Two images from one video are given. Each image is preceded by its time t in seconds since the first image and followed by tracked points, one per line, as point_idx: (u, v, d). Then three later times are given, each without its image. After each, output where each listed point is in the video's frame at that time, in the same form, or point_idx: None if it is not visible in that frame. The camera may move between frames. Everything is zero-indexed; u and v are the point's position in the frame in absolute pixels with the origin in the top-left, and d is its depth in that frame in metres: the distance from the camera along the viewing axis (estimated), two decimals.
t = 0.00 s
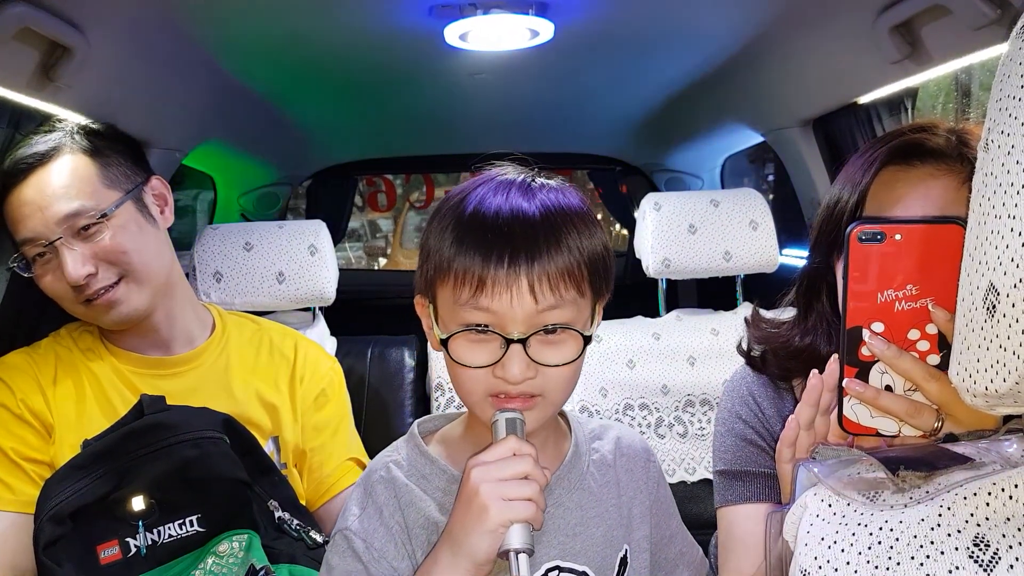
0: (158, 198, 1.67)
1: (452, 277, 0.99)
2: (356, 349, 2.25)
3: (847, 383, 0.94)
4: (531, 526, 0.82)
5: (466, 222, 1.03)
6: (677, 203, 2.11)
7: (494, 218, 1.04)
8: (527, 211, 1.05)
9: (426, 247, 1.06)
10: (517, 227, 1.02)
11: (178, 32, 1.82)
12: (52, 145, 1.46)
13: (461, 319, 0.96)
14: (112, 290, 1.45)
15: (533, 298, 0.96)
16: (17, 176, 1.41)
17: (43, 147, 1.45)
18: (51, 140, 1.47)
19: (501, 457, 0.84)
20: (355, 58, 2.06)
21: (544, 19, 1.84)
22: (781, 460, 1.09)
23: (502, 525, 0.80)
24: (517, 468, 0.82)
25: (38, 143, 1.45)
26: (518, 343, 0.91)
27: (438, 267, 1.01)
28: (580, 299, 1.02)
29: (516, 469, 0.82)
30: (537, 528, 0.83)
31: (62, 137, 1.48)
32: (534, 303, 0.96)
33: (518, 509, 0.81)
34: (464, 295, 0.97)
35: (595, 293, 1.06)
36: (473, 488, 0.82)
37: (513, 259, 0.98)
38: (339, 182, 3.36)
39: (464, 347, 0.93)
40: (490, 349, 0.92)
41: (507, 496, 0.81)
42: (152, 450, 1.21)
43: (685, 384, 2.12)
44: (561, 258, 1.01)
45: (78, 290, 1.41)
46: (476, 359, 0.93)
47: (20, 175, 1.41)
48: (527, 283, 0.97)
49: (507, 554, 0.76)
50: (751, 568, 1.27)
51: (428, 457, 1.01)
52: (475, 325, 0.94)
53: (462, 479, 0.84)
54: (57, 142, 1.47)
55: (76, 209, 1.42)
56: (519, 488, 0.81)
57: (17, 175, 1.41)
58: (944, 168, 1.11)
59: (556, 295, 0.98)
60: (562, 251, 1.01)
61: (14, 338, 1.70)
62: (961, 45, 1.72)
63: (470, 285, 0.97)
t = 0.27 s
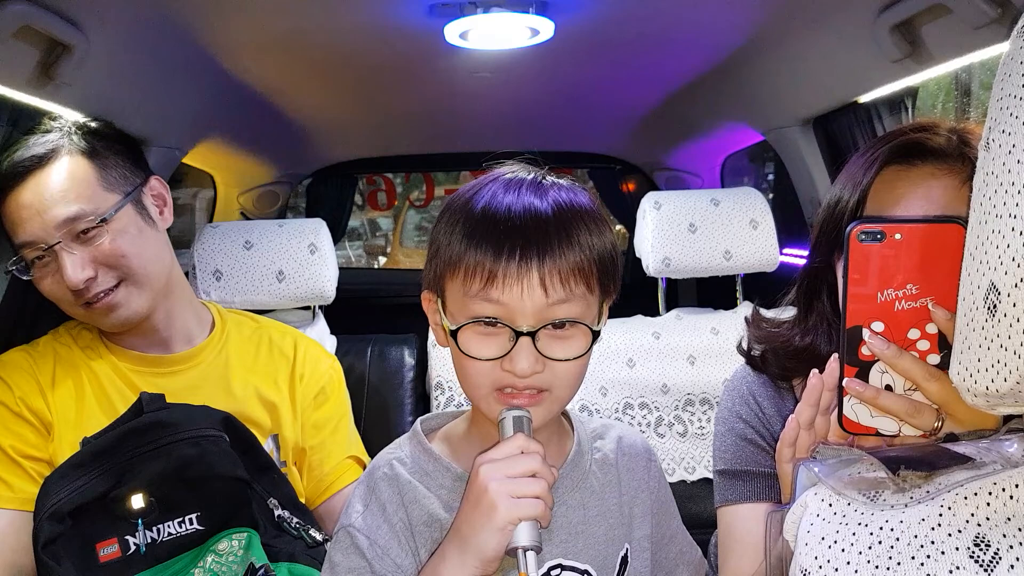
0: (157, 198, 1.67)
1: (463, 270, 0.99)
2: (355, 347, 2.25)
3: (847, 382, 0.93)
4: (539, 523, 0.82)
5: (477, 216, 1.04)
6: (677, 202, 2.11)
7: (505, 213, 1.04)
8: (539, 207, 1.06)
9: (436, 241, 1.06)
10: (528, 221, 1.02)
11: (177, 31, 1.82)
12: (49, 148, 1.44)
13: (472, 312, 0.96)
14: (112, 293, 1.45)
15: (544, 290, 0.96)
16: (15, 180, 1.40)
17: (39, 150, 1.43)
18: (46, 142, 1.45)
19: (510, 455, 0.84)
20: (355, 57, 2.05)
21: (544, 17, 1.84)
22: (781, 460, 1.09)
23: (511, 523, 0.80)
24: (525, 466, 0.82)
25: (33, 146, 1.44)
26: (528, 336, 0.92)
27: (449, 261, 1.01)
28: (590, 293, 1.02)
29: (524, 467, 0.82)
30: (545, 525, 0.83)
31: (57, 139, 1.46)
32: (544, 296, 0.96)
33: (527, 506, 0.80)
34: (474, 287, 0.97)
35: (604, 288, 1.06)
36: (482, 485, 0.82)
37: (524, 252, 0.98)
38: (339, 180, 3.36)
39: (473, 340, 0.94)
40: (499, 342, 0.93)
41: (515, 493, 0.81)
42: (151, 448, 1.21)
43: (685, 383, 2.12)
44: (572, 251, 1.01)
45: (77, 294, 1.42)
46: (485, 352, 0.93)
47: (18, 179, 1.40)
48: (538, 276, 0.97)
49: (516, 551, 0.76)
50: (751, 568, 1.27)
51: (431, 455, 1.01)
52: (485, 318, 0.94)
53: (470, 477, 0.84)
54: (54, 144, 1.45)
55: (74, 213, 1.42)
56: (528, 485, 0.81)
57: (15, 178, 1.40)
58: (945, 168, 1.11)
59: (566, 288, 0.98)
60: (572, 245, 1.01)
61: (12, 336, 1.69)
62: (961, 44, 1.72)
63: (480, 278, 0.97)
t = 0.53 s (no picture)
0: (166, 201, 1.67)
1: (446, 267, 0.99)
2: (356, 347, 2.25)
3: (846, 382, 0.94)
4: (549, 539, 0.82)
5: (451, 216, 1.05)
6: (676, 202, 2.11)
7: (479, 208, 1.05)
8: (511, 198, 1.07)
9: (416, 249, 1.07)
10: (503, 212, 1.03)
11: (178, 31, 1.82)
12: (55, 149, 1.44)
13: (461, 305, 0.97)
14: (121, 296, 1.45)
15: (528, 273, 0.98)
16: (22, 181, 1.40)
17: (43, 151, 1.43)
18: (50, 143, 1.45)
19: (520, 469, 0.83)
20: (356, 57, 2.06)
21: (545, 19, 1.84)
22: (780, 460, 1.10)
23: (520, 540, 0.80)
24: (536, 482, 0.81)
25: (37, 147, 1.44)
26: (518, 319, 0.93)
27: (432, 262, 1.02)
28: (575, 272, 1.03)
29: (535, 483, 0.81)
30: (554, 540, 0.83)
31: (61, 140, 1.46)
32: (529, 278, 0.97)
33: (537, 524, 0.80)
34: (460, 281, 0.98)
35: (590, 267, 1.07)
36: (492, 501, 0.82)
37: (503, 240, 0.99)
38: (339, 180, 3.36)
39: (465, 332, 0.94)
40: (493, 330, 0.93)
41: (525, 510, 0.81)
42: (154, 447, 1.21)
43: (684, 383, 2.12)
44: (550, 233, 1.02)
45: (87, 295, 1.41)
46: (479, 342, 0.93)
47: (27, 180, 1.40)
48: (521, 260, 0.98)
49: (525, 568, 0.77)
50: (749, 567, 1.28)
51: (441, 454, 1.02)
52: (474, 308, 0.95)
53: (480, 491, 0.84)
54: (58, 145, 1.45)
55: (88, 215, 1.42)
56: (538, 502, 0.81)
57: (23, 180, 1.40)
58: (943, 169, 1.11)
59: (550, 269, 0.99)
60: (550, 228, 1.03)
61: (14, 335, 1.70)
62: (960, 44, 1.73)
63: (464, 271, 0.98)
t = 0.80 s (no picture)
0: (170, 201, 1.67)
1: (479, 253, 0.99)
2: (356, 346, 2.24)
3: (848, 382, 0.93)
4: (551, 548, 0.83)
5: (485, 203, 1.04)
6: (677, 202, 2.11)
7: (514, 196, 1.04)
8: (545, 189, 1.06)
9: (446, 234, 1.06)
10: (538, 201, 1.03)
11: (179, 29, 1.82)
12: (58, 146, 1.44)
13: (492, 292, 0.97)
14: (126, 294, 1.46)
15: (560, 264, 0.98)
16: (27, 179, 1.40)
17: (46, 149, 1.43)
18: (53, 140, 1.44)
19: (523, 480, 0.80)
20: (356, 56, 2.05)
21: (545, 17, 1.84)
22: (781, 460, 1.10)
23: (524, 552, 0.81)
24: (539, 493, 0.80)
25: (40, 145, 1.43)
26: (548, 309, 0.93)
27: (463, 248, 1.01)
28: (603, 266, 1.03)
29: (537, 494, 0.80)
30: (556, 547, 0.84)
31: (63, 137, 1.46)
32: (561, 269, 0.98)
33: (540, 536, 0.81)
34: (492, 268, 0.98)
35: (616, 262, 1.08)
36: (495, 512, 0.81)
37: (537, 229, 0.99)
38: (339, 179, 3.36)
39: (495, 319, 0.95)
40: (521, 319, 0.94)
41: (528, 522, 0.81)
42: (153, 446, 1.21)
43: (685, 383, 2.12)
44: (584, 226, 1.02)
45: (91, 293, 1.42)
46: (507, 330, 0.94)
47: (32, 178, 1.40)
48: (554, 249, 0.98)
49: None
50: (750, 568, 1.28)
51: (446, 453, 1.02)
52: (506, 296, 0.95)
53: (481, 501, 0.83)
54: (61, 143, 1.44)
55: (94, 214, 1.42)
56: (541, 513, 0.81)
57: (28, 178, 1.40)
58: (946, 169, 1.11)
59: (581, 261, 1.00)
60: (584, 220, 1.02)
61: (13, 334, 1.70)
62: (962, 43, 1.72)
63: (497, 258, 0.98)
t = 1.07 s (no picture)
0: (172, 201, 1.68)
1: (491, 262, 1.00)
2: (357, 348, 2.25)
3: (847, 383, 0.93)
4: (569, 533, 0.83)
5: (499, 214, 1.05)
6: (677, 203, 2.11)
7: (528, 208, 1.05)
8: (558, 199, 1.07)
9: (459, 242, 1.07)
10: (551, 214, 1.04)
11: (180, 32, 1.83)
12: (64, 142, 1.45)
13: (502, 300, 0.97)
14: (125, 289, 1.45)
15: (571, 276, 0.98)
16: (32, 174, 1.42)
17: (52, 144, 1.44)
18: (59, 137, 1.46)
19: (539, 466, 0.82)
20: (357, 59, 2.06)
21: (545, 19, 1.84)
22: (781, 460, 1.09)
23: (542, 535, 0.81)
24: (555, 478, 0.81)
25: (46, 141, 1.45)
26: (557, 320, 0.93)
27: (475, 257, 1.02)
28: (613, 281, 1.03)
29: (554, 479, 0.81)
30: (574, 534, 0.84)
31: (69, 134, 1.47)
32: (572, 281, 0.98)
33: (557, 519, 0.81)
34: (503, 277, 0.98)
35: (626, 278, 1.08)
36: (514, 497, 0.82)
37: (550, 241, 0.99)
38: (340, 181, 3.36)
39: (504, 328, 0.94)
40: (530, 329, 0.94)
41: (546, 506, 0.81)
42: (155, 447, 1.21)
43: (686, 384, 2.12)
44: (596, 240, 1.02)
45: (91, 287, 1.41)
46: (516, 339, 0.94)
47: (36, 172, 1.41)
48: (565, 262, 0.98)
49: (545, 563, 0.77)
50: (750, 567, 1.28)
51: (458, 451, 1.03)
52: (515, 305, 0.95)
53: (500, 488, 0.84)
54: (67, 139, 1.46)
55: (95, 207, 1.43)
56: (559, 498, 0.81)
57: (33, 172, 1.41)
58: (942, 169, 1.11)
59: (592, 274, 1.00)
60: (595, 234, 1.03)
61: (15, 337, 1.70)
62: (961, 45, 1.73)
63: (508, 267, 0.98)
